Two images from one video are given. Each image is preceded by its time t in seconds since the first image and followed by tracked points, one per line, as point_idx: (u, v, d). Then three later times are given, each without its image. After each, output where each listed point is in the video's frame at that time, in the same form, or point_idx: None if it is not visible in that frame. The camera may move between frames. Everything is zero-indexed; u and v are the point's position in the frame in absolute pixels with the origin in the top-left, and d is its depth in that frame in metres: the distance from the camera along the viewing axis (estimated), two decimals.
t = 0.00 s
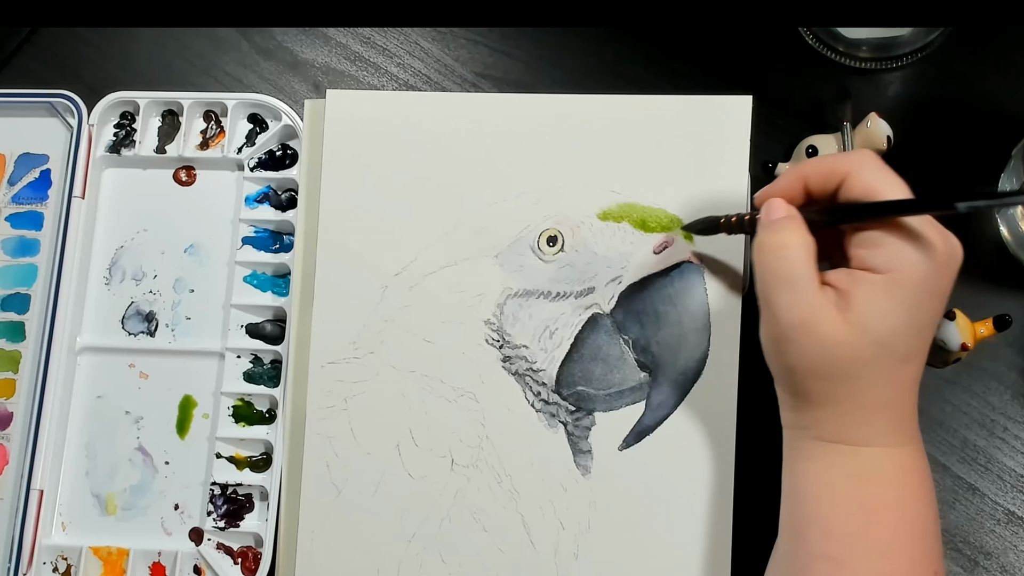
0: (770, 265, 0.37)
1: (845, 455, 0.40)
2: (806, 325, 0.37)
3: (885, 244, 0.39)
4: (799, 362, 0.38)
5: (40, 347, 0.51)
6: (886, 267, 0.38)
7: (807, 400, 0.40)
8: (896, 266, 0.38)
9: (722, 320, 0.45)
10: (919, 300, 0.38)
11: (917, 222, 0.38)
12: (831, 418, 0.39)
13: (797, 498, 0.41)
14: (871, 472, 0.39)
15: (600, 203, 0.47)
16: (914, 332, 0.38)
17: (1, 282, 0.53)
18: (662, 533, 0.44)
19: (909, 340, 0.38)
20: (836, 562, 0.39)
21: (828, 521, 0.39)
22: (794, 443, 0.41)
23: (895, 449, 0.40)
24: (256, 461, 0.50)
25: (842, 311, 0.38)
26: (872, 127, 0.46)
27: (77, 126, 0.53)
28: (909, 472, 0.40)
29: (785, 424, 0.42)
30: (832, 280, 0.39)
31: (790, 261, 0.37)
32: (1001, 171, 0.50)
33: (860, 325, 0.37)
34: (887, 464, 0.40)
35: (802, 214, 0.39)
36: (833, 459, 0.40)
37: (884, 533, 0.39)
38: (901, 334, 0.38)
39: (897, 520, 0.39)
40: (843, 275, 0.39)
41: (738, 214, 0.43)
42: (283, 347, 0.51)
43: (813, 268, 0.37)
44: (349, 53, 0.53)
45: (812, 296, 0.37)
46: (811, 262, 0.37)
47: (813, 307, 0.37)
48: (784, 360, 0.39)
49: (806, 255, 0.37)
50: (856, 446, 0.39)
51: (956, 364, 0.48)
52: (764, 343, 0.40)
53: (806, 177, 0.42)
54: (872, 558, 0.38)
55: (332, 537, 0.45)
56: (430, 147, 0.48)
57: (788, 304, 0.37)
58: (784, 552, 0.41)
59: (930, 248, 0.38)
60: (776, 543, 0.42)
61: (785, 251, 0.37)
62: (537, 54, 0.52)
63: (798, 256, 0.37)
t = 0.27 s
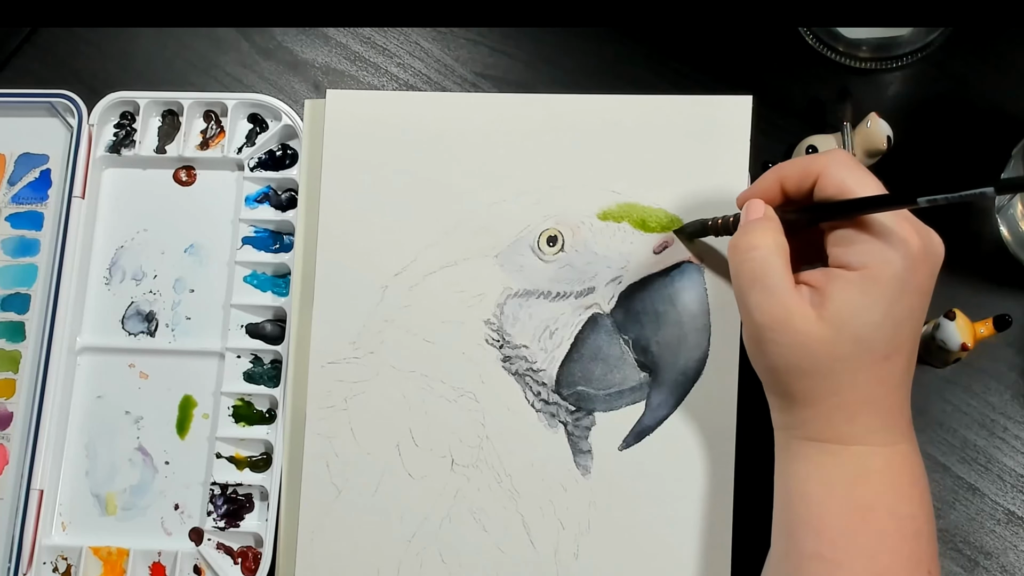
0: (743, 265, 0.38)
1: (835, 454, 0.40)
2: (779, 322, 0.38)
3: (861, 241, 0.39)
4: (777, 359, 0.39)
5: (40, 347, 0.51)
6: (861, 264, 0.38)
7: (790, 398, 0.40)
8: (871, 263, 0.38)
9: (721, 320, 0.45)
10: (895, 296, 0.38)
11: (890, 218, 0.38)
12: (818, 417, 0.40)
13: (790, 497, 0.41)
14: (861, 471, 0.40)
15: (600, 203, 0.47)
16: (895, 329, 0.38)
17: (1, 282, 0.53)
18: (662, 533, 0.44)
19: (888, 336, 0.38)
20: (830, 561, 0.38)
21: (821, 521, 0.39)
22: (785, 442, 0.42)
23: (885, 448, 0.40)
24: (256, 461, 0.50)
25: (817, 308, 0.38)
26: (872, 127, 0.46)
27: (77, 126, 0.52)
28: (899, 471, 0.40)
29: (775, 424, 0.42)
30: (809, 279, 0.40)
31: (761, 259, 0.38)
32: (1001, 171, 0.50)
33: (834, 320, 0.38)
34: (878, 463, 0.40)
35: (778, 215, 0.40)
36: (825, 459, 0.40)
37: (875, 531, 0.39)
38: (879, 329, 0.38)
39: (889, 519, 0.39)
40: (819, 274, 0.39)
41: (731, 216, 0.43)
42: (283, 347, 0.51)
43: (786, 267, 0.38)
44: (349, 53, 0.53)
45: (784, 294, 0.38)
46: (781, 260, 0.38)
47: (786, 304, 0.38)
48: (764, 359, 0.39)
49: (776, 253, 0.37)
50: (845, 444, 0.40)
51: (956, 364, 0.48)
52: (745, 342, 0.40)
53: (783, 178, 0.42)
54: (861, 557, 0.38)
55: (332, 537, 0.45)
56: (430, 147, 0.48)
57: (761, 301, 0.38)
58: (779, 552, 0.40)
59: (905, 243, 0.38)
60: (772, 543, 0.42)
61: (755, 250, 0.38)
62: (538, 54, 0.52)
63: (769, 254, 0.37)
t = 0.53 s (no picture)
0: (746, 264, 0.38)
1: (836, 454, 0.40)
2: (781, 323, 0.38)
3: (864, 243, 0.39)
4: (778, 359, 0.39)
5: (40, 347, 0.51)
6: (864, 265, 0.38)
7: (792, 399, 0.40)
8: (874, 264, 0.38)
9: (721, 320, 0.45)
10: (897, 297, 0.38)
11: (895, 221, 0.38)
12: (818, 418, 0.40)
13: (790, 497, 0.41)
14: (861, 471, 0.40)
15: (600, 203, 0.47)
16: (897, 330, 0.38)
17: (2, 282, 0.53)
18: (662, 533, 0.44)
19: (891, 338, 0.38)
20: (829, 562, 0.38)
21: (821, 521, 0.39)
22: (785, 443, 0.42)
23: (886, 449, 0.40)
24: (256, 461, 0.50)
25: (819, 308, 0.38)
26: (872, 127, 0.46)
27: (77, 126, 0.53)
28: (899, 472, 0.40)
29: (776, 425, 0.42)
30: (812, 279, 0.40)
31: (765, 259, 0.37)
32: (1001, 171, 0.50)
33: (837, 321, 0.38)
34: (878, 464, 0.40)
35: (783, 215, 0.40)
36: (825, 459, 0.40)
37: (875, 532, 0.39)
38: (882, 331, 0.38)
39: (889, 519, 0.39)
40: (822, 274, 0.39)
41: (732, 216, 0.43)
42: (283, 347, 0.51)
43: (789, 267, 0.38)
44: (349, 53, 0.53)
45: (787, 294, 0.38)
46: (785, 261, 0.38)
47: (788, 305, 0.38)
48: (765, 359, 0.39)
49: (779, 254, 0.37)
50: (846, 445, 0.40)
51: (956, 364, 0.48)
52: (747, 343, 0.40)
53: (788, 178, 0.42)
54: (860, 557, 0.38)
55: (332, 537, 0.45)
56: (429, 147, 0.48)
57: (764, 301, 0.38)
58: (778, 552, 0.40)
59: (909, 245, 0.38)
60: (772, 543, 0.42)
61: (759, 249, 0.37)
62: (537, 55, 0.52)
63: (773, 255, 0.37)
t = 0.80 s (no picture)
0: (753, 266, 0.38)
1: (838, 455, 0.40)
2: (787, 324, 0.38)
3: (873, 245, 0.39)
4: (783, 360, 0.39)
5: (40, 347, 0.51)
6: (872, 268, 0.39)
7: (795, 399, 0.40)
8: (881, 267, 0.38)
9: (722, 320, 0.45)
10: (904, 301, 0.38)
11: (904, 223, 0.38)
12: (821, 418, 0.40)
13: (791, 497, 0.41)
14: (863, 472, 0.40)
15: (600, 203, 0.47)
16: (903, 333, 0.38)
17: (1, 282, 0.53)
18: (662, 534, 0.44)
19: (896, 340, 0.38)
20: (830, 562, 0.39)
21: (822, 521, 0.39)
22: (787, 443, 0.42)
23: (889, 451, 0.40)
24: (256, 461, 0.50)
25: (826, 310, 0.38)
26: (873, 127, 0.47)
27: (77, 126, 0.52)
28: (901, 474, 0.40)
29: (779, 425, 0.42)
30: (820, 282, 0.40)
31: (772, 261, 0.38)
32: (1001, 171, 0.50)
33: (843, 323, 0.38)
34: (881, 465, 0.40)
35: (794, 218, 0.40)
36: (827, 460, 0.40)
37: (876, 532, 0.39)
38: (887, 333, 0.38)
39: (890, 520, 0.39)
40: (830, 276, 0.39)
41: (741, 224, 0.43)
42: (283, 347, 0.51)
43: (797, 269, 0.38)
44: (349, 53, 0.53)
45: (793, 295, 0.38)
46: (793, 262, 0.38)
47: (794, 306, 0.38)
48: (770, 360, 0.39)
49: (787, 255, 0.38)
50: (848, 446, 0.40)
51: (956, 364, 0.48)
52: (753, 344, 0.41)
53: (798, 182, 0.42)
54: (861, 557, 0.38)
55: (332, 537, 0.45)
56: (429, 148, 0.48)
57: (770, 302, 0.38)
58: (779, 552, 0.40)
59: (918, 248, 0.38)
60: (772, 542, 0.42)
61: (767, 251, 0.38)
62: (537, 54, 0.52)
63: (780, 256, 0.38)
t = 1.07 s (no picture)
0: (752, 267, 0.39)
1: (837, 455, 0.40)
2: (785, 324, 0.38)
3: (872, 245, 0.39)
4: (781, 360, 0.39)
5: (40, 347, 0.51)
6: (870, 268, 0.39)
7: (794, 399, 0.40)
8: (880, 267, 0.38)
9: (721, 320, 0.45)
10: (902, 301, 0.38)
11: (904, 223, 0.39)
12: (820, 418, 0.40)
13: (790, 498, 0.41)
14: (862, 472, 0.40)
15: (600, 203, 0.47)
16: (901, 333, 0.38)
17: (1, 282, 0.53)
18: (662, 533, 0.44)
19: (895, 341, 0.38)
20: (830, 562, 0.38)
21: (822, 522, 0.39)
22: (785, 442, 0.42)
23: (887, 451, 0.40)
24: (256, 461, 0.50)
25: (824, 310, 0.38)
26: (873, 127, 0.47)
27: (77, 126, 0.53)
28: (900, 474, 0.40)
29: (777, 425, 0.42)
30: (819, 282, 0.40)
31: (771, 262, 0.38)
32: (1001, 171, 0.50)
33: (842, 323, 0.38)
34: (880, 465, 0.40)
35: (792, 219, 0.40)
36: (827, 460, 0.40)
37: (875, 532, 0.39)
38: (886, 333, 0.38)
39: (889, 520, 0.39)
40: (829, 277, 0.39)
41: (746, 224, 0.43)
42: (283, 347, 0.51)
43: (795, 269, 0.38)
44: (349, 53, 0.53)
45: (792, 296, 0.38)
46: (791, 263, 0.38)
47: (792, 306, 0.38)
48: (769, 360, 0.40)
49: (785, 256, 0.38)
50: (847, 446, 0.40)
51: (956, 364, 0.48)
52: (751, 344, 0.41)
53: (797, 183, 0.42)
54: (861, 557, 0.38)
55: (332, 537, 0.45)
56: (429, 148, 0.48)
57: (769, 302, 0.38)
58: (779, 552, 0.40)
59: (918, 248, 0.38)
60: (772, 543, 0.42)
61: (765, 252, 0.38)
62: (537, 54, 0.52)
63: (778, 257, 0.38)
